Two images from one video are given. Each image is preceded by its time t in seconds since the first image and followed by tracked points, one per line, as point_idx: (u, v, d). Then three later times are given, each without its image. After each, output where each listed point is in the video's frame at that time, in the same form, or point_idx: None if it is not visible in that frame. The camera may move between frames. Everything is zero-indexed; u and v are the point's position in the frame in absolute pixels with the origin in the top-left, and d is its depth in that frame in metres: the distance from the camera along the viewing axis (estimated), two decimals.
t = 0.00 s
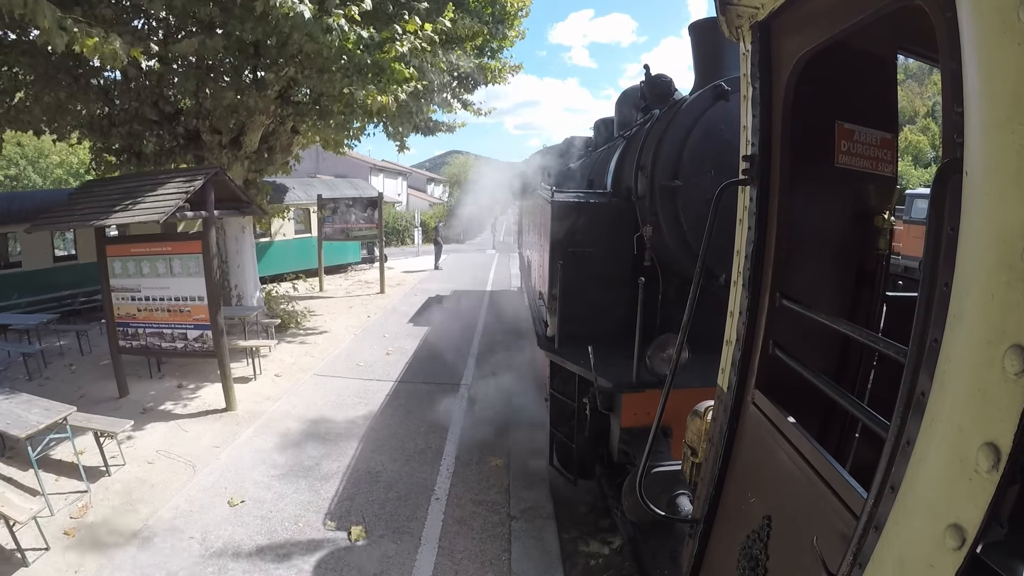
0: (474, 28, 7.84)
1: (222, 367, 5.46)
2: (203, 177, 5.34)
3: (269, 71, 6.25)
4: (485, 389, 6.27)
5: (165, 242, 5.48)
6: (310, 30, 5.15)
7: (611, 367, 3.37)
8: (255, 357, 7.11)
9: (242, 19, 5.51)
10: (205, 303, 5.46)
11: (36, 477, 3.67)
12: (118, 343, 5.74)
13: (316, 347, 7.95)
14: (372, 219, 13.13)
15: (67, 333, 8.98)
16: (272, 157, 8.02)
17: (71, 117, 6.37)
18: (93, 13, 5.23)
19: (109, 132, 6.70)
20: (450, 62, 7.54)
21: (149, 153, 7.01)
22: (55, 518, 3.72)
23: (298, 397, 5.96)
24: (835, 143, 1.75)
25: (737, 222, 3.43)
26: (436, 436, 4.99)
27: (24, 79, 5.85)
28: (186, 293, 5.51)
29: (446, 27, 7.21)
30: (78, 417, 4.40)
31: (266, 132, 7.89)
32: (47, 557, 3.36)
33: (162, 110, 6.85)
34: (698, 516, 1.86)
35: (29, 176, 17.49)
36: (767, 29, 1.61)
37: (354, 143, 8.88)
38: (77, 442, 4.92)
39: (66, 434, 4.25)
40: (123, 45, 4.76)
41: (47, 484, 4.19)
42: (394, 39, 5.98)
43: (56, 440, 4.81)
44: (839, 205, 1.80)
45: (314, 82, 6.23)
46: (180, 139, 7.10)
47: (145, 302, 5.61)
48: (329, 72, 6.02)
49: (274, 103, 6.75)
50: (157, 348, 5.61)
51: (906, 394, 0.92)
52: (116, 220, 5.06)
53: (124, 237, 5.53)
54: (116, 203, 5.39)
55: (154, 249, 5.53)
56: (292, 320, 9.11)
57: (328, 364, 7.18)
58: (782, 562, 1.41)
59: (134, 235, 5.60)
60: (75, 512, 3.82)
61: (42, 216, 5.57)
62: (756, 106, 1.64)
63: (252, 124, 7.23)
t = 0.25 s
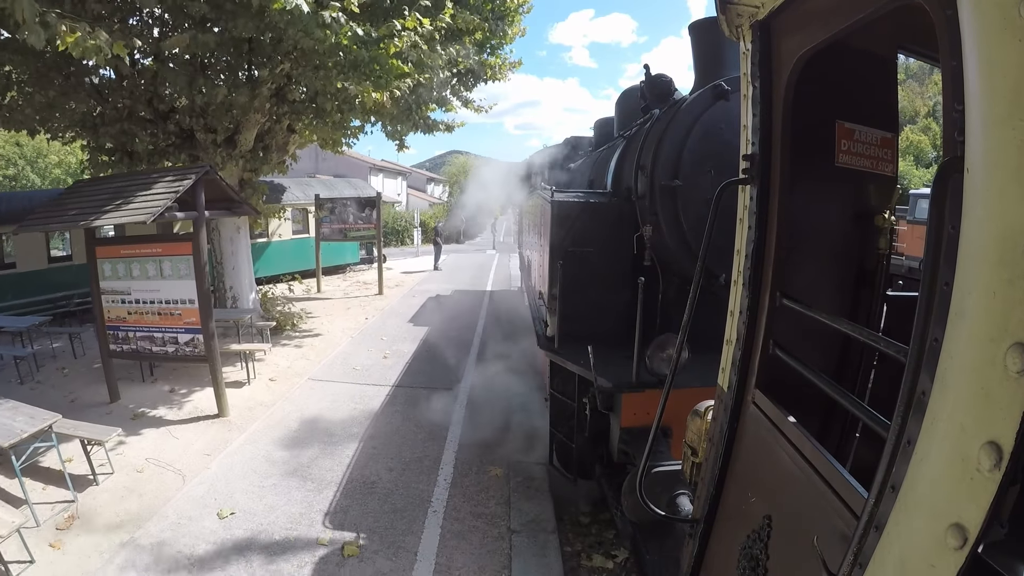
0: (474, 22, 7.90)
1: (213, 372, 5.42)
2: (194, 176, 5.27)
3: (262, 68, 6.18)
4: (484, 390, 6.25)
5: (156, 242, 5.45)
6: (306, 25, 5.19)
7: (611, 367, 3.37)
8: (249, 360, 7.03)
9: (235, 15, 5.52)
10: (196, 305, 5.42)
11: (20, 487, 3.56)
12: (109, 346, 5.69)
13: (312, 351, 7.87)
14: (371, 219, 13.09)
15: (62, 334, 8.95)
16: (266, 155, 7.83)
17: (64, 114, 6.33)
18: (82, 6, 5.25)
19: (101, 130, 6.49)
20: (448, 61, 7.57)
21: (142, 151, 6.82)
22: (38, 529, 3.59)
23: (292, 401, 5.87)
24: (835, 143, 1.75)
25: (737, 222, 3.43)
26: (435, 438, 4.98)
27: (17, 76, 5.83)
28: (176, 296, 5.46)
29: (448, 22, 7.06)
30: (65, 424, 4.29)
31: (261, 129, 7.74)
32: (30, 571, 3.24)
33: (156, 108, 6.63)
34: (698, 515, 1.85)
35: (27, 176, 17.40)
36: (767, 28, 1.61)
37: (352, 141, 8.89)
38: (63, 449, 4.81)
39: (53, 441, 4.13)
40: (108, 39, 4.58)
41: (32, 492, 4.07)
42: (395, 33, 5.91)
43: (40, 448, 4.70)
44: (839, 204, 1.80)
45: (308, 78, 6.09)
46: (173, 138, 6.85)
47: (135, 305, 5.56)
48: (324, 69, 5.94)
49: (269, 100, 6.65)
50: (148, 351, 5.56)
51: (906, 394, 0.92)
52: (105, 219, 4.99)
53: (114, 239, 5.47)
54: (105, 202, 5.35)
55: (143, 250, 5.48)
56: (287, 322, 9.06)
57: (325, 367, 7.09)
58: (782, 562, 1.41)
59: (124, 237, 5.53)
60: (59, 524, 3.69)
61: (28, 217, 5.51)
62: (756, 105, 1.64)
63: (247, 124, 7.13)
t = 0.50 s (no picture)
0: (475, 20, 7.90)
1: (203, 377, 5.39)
2: (184, 174, 5.23)
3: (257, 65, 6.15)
4: (484, 391, 6.25)
5: (145, 244, 5.41)
6: (303, 21, 5.18)
7: (610, 367, 3.37)
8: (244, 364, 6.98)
9: (230, 11, 5.52)
10: (185, 309, 5.38)
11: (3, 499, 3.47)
12: (98, 350, 5.70)
13: (307, 354, 7.84)
14: (370, 220, 13.07)
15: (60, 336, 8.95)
16: (262, 154, 7.79)
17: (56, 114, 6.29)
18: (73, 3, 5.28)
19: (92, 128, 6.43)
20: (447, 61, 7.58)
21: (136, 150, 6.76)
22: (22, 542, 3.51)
23: (290, 404, 5.86)
24: (835, 143, 1.75)
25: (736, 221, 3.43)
26: (434, 440, 4.97)
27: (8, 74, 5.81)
28: (165, 300, 5.44)
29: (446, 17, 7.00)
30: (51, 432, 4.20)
31: (256, 129, 7.75)
32: None
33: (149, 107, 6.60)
34: (698, 516, 1.85)
35: (26, 176, 17.39)
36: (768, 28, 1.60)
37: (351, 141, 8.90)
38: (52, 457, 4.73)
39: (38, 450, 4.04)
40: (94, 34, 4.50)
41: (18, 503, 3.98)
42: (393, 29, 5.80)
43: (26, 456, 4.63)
44: (840, 204, 1.80)
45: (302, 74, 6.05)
46: (167, 136, 6.84)
47: (125, 309, 5.56)
48: (319, 65, 5.90)
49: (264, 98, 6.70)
50: (138, 356, 5.55)
51: (907, 394, 0.92)
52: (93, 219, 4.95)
53: (103, 241, 5.45)
54: (94, 202, 5.34)
55: (132, 253, 5.46)
56: (284, 324, 9.04)
57: (320, 371, 7.05)
58: (782, 562, 1.40)
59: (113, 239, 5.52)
60: (44, 537, 3.60)
61: (16, 219, 5.50)
62: (757, 105, 1.64)
63: (241, 123, 7.12)
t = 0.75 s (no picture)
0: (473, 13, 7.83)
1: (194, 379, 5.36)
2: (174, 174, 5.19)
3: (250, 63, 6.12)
4: (483, 392, 6.24)
5: (134, 247, 5.39)
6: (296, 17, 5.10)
7: (610, 368, 3.37)
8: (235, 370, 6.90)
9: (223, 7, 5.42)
10: (175, 312, 5.35)
11: None
12: (88, 354, 5.68)
13: (303, 357, 7.81)
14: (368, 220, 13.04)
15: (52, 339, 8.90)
16: (258, 154, 7.85)
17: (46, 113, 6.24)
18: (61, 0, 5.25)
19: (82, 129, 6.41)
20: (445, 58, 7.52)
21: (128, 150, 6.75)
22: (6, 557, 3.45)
23: (288, 408, 5.86)
24: (835, 143, 1.75)
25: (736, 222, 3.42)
26: (433, 443, 4.97)
27: None
28: (155, 304, 5.41)
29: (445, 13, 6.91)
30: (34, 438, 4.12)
31: (251, 128, 7.74)
32: None
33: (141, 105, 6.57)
34: (697, 516, 1.85)
35: (24, 176, 17.39)
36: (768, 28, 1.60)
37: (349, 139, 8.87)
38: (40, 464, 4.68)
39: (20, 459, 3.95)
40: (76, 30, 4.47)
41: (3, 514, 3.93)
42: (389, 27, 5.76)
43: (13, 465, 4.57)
44: (840, 204, 1.79)
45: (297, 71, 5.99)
46: (159, 136, 6.79)
47: (114, 312, 5.54)
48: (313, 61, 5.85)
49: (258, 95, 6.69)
50: (128, 360, 5.52)
51: (907, 395, 0.92)
52: (77, 220, 4.89)
53: (91, 242, 5.44)
54: (83, 201, 5.31)
55: (121, 254, 5.44)
56: (278, 327, 9.00)
57: (315, 373, 7.03)
58: (781, 563, 1.40)
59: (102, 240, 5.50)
60: (29, 550, 3.55)
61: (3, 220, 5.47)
62: (756, 105, 1.64)
63: (234, 122, 7.09)
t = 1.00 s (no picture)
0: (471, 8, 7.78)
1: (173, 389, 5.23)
2: (150, 171, 5.07)
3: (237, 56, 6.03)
4: (483, 393, 6.24)
5: (110, 251, 5.25)
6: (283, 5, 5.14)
7: (609, 368, 3.36)
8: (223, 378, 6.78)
9: None
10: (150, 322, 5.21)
11: None
12: (66, 363, 5.59)
13: (293, 363, 7.74)
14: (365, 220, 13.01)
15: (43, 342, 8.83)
16: (247, 153, 7.76)
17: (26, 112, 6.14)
18: None
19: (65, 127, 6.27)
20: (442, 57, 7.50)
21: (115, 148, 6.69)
22: None
23: (285, 410, 5.84)
24: (835, 143, 1.74)
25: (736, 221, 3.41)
26: (431, 445, 4.95)
27: None
28: (130, 311, 5.29)
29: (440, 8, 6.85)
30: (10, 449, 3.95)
31: (241, 125, 7.69)
32: None
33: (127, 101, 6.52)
34: (697, 517, 1.84)
35: (21, 175, 17.39)
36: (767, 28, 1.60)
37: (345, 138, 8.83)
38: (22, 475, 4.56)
39: None
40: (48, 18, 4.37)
41: None
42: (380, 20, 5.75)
43: None
44: (840, 204, 1.79)
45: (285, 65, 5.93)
46: (144, 133, 6.80)
47: (91, 319, 5.44)
48: (302, 55, 5.81)
49: (249, 91, 6.65)
50: (106, 369, 5.42)
51: (906, 396, 0.91)
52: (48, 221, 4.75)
53: (66, 246, 5.33)
54: (57, 201, 5.17)
55: (97, 258, 5.34)
56: (270, 331, 8.92)
57: (309, 378, 6.97)
58: (781, 564, 1.40)
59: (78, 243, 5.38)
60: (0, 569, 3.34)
61: None
62: (756, 105, 1.63)
63: (223, 118, 7.04)
